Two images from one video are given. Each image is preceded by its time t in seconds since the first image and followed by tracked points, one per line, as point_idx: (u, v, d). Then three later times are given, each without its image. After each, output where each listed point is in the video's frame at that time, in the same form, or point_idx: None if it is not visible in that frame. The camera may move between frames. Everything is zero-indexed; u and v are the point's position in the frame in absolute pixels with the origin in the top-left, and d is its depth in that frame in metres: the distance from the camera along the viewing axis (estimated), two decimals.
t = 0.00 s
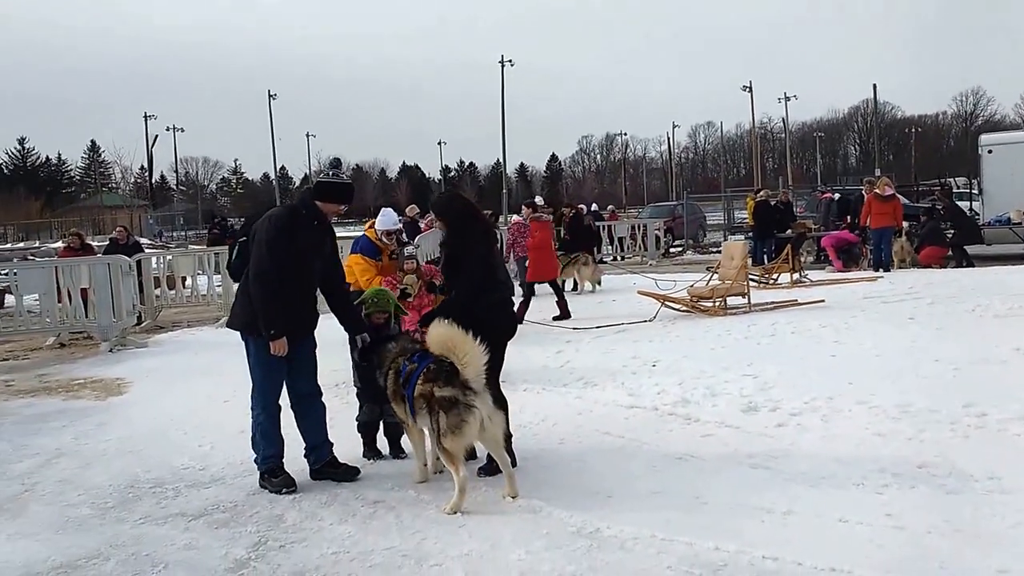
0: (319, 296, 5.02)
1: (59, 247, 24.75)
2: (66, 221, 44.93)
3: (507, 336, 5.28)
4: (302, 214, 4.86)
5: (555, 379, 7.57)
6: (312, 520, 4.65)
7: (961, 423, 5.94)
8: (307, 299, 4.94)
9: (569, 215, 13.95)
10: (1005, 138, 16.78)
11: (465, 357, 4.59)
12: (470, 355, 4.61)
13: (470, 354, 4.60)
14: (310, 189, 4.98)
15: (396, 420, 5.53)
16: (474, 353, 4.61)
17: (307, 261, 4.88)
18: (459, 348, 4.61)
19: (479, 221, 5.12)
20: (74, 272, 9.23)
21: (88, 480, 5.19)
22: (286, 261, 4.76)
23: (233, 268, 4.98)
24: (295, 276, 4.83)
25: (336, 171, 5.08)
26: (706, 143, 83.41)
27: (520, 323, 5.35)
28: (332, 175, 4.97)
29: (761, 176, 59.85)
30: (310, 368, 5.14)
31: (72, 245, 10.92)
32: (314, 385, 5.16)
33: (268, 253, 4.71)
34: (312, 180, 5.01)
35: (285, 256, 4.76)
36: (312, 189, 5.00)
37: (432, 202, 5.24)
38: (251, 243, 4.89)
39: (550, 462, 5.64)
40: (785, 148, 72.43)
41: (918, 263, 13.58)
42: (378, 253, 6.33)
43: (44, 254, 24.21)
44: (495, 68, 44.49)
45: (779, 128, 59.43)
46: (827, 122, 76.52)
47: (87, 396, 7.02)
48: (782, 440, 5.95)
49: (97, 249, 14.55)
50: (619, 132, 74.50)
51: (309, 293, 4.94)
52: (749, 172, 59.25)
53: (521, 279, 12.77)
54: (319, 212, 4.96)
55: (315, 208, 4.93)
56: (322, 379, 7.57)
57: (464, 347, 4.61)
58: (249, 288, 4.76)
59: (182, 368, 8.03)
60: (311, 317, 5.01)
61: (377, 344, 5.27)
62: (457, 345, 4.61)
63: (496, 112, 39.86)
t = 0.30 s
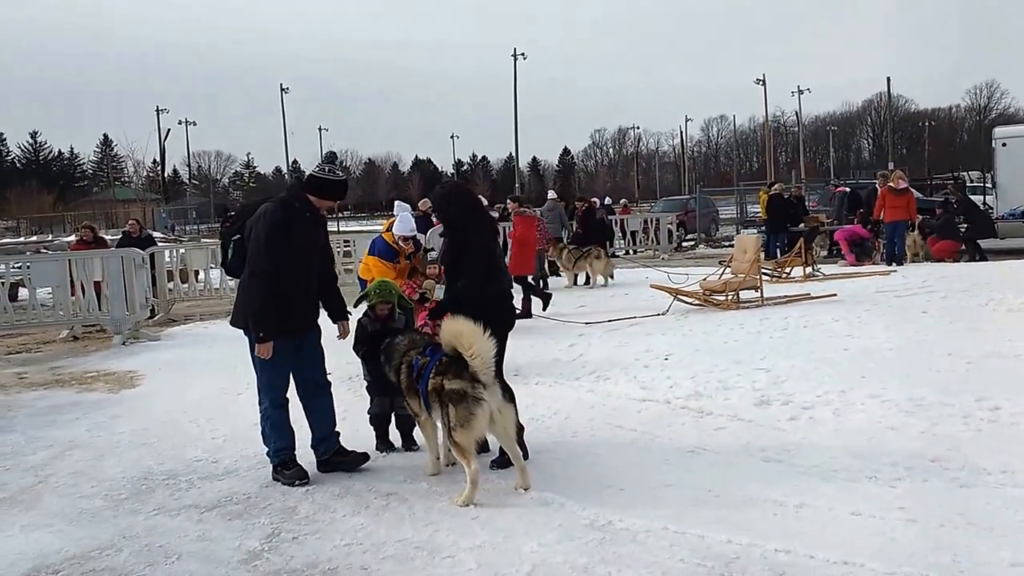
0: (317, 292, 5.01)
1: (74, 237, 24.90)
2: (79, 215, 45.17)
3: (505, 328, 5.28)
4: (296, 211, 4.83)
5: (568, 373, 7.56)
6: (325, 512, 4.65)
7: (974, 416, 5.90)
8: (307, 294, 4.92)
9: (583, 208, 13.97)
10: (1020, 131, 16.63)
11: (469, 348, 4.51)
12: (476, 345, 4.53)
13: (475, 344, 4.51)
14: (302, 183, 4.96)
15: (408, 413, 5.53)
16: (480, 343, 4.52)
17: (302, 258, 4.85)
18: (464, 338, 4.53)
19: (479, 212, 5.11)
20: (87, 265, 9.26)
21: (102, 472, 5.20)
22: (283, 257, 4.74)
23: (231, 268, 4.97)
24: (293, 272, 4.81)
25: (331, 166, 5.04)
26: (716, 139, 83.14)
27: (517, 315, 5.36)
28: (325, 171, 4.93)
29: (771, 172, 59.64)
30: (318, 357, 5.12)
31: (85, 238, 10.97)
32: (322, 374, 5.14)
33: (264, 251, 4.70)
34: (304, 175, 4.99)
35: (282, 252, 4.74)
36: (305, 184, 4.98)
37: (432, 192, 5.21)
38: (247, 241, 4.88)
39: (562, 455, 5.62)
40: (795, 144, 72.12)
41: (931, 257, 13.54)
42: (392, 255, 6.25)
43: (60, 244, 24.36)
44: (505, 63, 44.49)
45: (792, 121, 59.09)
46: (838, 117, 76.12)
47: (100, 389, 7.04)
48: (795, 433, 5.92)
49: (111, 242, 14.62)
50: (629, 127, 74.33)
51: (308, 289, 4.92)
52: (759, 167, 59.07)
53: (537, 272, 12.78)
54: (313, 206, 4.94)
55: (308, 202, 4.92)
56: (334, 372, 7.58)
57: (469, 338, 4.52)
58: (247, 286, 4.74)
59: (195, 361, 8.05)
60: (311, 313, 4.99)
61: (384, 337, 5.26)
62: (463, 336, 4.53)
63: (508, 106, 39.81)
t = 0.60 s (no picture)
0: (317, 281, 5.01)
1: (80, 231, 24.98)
2: (85, 210, 45.30)
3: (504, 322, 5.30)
4: (291, 202, 4.82)
5: (573, 368, 7.55)
6: (330, 506, 4.65)
7: (981, 413, 5.88)
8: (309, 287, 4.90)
9: (589, 204, 13.98)
10: None
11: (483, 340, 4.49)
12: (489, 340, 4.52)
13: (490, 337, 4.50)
14: (294, 175, 4.94)
15: (411, 408, 5.52)
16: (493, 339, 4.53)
17: (302, 249, 4.84)
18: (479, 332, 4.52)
19: (478, 205, 5.14)
20: (93, 259, 9.29)
21: (108, 465, 5.22)
22: (281, 250, 4.73)
23: (229, 265, 4.96)
24: (292, 264, 4.80)
25: (322, 155, 5.02)
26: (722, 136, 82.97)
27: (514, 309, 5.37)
28: (317, 160, 4.91)
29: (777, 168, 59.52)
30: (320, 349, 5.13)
31: (91, 232, 10.99)
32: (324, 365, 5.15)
33: (262, 244, 4.69)
34: (296, 167, 4.98)
35: (279, 244, 4.73)
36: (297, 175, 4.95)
37: (430, 187, 5.23)
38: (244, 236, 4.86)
39: (567, 450, 5.61)
40: (801, 140, 71.93)
41: (937, 253, 13.49)
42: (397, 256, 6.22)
43: (67, 237, 24.45)
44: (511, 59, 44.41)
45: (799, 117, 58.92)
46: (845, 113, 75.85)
47: (106, 383, 7.06)
48: (801, 429, 5.91)
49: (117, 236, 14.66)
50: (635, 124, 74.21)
51: (308, 279, 4.92)
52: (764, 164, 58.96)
53: (544, 267, 12.86)
54: (306, 196, 4.92)
55: (300, 193, 4.89)
56: (339, 367, 7.59)
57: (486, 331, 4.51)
58: (247, 280, 4.73)
59: (201, 355, 8.06)
60: (312, 304, 4.98)
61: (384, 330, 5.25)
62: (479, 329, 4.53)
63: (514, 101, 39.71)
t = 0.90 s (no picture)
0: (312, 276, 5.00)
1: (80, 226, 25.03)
2: (86, 206, 45.37)
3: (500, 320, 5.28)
4: (283, 197, 4.82)
5: (573, 366, 7.56)
6: (329, 502, 4.66)
7: (981, 412, 5.88)
8: (305, 281, 4.91)
9: (589, 202, 13.98)
10: None
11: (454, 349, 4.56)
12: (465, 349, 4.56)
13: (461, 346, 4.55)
14: (284, 169, 4.93)
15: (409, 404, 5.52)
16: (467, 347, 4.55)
17: (296, 243, 4.84)
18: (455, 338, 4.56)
19: (474, 203, 5.12)
20: (92, 256, 9.33)
21: (108, 461, 5.23)
22: (275, 244, 4.73)
23: (224, 261, 4.97)
24: (287, 258, 4.81)
25: (312, 149, 5.01)
26: (724, 136, 82.92)
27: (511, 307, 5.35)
28: (306, 153, 4.91)
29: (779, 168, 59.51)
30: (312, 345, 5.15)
31: (91, 229, 11.02)
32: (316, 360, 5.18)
33: (255, 239, 4.69)
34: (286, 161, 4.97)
35: (272, 238, 4.73)
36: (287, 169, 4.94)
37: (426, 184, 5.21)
38: (238, 232, 4.87)
39: (567, 448, 5.62)
40: (804, 140, 71.88)
41: (938, 254, 13.50)
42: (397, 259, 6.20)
43: (66, 233, 24.51)
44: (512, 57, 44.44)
45: (801, 117, 58.82)
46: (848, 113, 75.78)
47: (106, 379, 7.08)
48: (801, 428, 5.91)
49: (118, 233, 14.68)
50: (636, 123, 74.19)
51: (304, 272, 4.92)
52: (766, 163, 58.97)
53: (544, 266, 12.89)
54: (297, 190, 4.92)
55: (291, 187, 4.89)
56: (339, 364, 7.59)
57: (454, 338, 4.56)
58: (244, 276, 4.73)
59: (201, 352, 8.07)
60: (308, 298, 4.99)
61: (380, 327, 5.24)
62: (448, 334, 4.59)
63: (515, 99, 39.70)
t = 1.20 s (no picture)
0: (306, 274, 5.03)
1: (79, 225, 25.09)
2: (86, 206, 45.41)
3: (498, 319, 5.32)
4: (282, 195, 4.84)
5: (571, 368, 7.57)
6: (326, 502, 4.67)
7: (979, 416, 5.88)
8: (301, 280, 4.93)
9: (589, 204, 13.95)
10: None
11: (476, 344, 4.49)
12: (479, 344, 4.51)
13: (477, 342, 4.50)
14: (281, 169, 4.95)
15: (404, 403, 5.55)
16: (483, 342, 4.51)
17: (295, 241, 4.86)
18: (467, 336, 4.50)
19: (470, 203, 5.11)
20: (91, 255, 9.35)
21: (105, 459, 5.24)
22: (274, 241, 4.73)
23: (218, 258, 4.95)
24: (286, 256, 4.81)
25: (306, 149, 5.07)
26: (726, 137, 82.95)
27: (508, 305, 5.38)
28: (302, 153, 4.96)
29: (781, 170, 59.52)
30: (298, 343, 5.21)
31: (90, 227, 11.04)
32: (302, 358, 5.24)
33: (254, 235, 4.68)
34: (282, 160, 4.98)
35: (271, 235, 4.73)
36: (282, 169, 4.97)
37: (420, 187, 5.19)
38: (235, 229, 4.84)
39: (564, 449, 5.63)
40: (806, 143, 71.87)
41: (939, 257, 13.50)
42: (398, 259, 6.21)
43: (65, 232, 24.59)
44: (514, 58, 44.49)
45: (804, 119, 58.79)
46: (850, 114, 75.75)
47: (104, 378, 7.09)
48: (799, 430, 5.92)
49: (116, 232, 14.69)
50: (638, 125, 74.20)
51: (300, 271, 4.94)
52: (768, 165, 58.99)
53: (543, 267, 12.90)
54: (294, 189, 4.95)
55: (287, 186, 4.91)
56: (336, 364, 7.61)
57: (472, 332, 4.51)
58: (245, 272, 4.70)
59: (198, 352, 8.09)
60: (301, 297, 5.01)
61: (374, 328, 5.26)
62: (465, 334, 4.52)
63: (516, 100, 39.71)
